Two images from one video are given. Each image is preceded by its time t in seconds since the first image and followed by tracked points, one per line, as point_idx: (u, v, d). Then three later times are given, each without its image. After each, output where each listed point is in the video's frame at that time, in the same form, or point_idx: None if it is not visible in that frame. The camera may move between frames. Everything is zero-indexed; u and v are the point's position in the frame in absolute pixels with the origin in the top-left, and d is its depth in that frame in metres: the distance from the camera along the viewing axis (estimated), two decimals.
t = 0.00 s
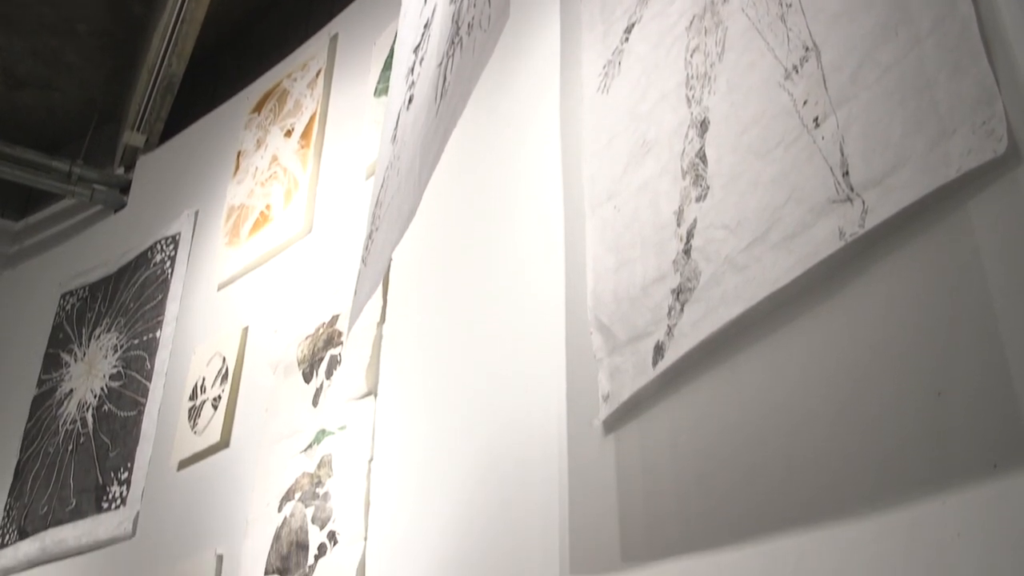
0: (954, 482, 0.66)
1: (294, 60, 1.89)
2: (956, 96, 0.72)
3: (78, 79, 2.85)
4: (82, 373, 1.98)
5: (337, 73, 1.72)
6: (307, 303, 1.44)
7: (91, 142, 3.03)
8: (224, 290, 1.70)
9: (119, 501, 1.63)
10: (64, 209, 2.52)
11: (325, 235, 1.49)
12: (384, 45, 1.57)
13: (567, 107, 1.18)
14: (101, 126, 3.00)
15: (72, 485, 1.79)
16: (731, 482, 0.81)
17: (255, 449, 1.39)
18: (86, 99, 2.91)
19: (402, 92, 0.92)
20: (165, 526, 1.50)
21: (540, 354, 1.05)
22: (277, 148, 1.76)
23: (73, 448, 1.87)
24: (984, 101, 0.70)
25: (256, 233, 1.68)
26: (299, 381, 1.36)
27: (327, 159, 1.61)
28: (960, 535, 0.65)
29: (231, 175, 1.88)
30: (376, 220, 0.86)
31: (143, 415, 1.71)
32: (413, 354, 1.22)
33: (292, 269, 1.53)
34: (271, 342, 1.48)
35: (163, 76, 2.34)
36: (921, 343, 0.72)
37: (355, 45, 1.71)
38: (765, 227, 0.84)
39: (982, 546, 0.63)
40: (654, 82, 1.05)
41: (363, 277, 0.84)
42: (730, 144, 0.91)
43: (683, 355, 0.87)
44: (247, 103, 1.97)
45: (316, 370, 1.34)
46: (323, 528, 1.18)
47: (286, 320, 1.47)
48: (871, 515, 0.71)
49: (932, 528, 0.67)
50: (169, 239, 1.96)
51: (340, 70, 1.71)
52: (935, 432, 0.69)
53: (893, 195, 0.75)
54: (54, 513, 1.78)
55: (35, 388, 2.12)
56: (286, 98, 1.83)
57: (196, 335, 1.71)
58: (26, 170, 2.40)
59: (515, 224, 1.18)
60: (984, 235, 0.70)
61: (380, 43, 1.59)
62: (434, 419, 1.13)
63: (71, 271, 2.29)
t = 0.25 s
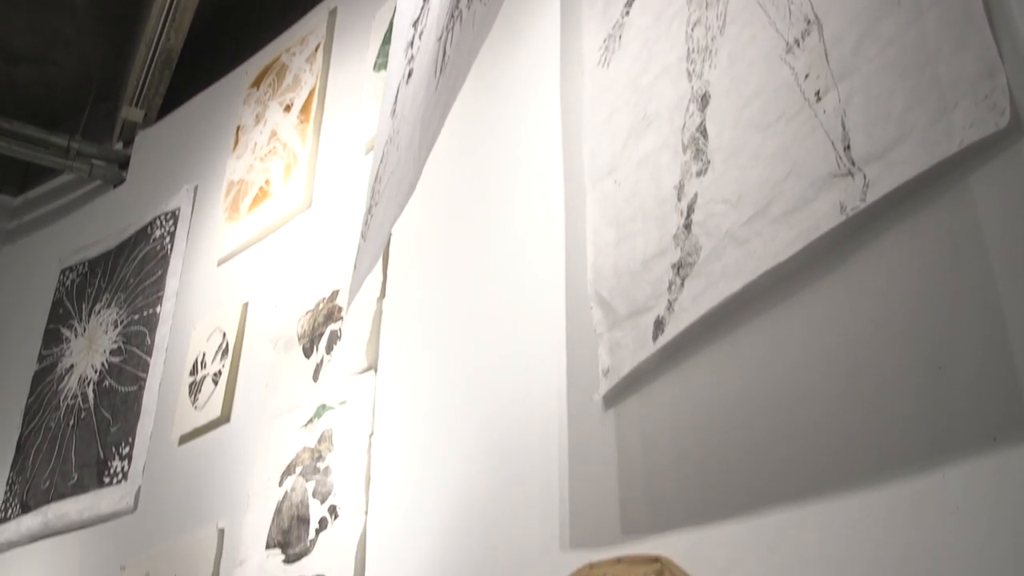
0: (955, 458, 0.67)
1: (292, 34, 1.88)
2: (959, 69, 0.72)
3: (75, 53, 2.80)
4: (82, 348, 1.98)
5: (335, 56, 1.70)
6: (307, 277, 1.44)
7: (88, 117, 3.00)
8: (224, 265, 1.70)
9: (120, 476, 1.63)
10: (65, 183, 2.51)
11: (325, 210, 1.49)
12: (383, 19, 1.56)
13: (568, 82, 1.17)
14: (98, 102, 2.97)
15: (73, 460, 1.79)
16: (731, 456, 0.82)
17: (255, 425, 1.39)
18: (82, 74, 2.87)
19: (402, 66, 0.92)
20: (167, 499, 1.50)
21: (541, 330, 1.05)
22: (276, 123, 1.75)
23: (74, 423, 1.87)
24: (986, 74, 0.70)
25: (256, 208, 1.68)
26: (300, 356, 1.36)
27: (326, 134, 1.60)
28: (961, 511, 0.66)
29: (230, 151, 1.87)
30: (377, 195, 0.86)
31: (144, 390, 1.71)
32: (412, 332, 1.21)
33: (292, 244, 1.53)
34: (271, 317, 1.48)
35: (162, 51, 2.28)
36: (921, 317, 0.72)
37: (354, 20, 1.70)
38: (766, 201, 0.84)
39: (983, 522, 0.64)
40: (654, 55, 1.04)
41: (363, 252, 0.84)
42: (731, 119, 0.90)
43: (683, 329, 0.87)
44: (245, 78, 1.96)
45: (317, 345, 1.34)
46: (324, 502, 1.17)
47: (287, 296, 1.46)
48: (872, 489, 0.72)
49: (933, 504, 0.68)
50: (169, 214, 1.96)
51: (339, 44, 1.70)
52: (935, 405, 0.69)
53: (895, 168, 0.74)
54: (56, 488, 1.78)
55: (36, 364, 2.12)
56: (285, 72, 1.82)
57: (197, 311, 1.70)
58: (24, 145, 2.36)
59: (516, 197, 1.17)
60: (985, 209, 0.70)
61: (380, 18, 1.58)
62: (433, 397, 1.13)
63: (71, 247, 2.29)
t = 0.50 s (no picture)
0: (955, 431, 0.68)
1: (291, 8, 1.87)
2: (962, 42, 0.71)
3: (72, 26, 2.77)
4: (83, 323, 1.98)
5: (335, 29, 1.69)
6: (307, 251, 1.44)
7: (86, 91, 2.95)
8: (224, 239, 1.69)
9: (122, 451, 1.63)
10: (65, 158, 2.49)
11: (325, 184, 1.48)
12: None
13: (569, 55, 1.17)
14: (97, 76, 2.93)
15: (75, 435, 1.79)
16: (730, 430, 0.82)
17: (255, 400, 1.38)
18: (81, 47, 2.83)
19: (401, 39, 0.91)
20: (169, 473, 1.51)
21: (541, 304, 1.05)
22: (275, 96, 1.75)
23: (75, 398, 1.87)
24: (989, 47, 0.70)
25: (255, 182, 1.68)
26: (300, 330, 1.36)
27: (326, 108, 1.60)
28: (960, 484, 0.66)
29: (229, 125, 1.87)
30: (377, 167, 0.86)
31: (144, 365, 1.71)
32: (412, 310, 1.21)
33: (292, 218, 1.53)
34: (272, 292, 1.47)
35: (159, 24, 2.22)
36: (921, 291, 0.72)
37: None
38: (767, 175, 0.83)
39: (983, 494, 0.65)
40: (654, 28, 1.03)
41: (363, 226, 0.84)
42: (732, 92, 0.90)
43: (685, 303, 0.87)
44: (243, 52, 1.96)
45: (317, 320, 1.33)
46: (325, 476, 1.17)
47: (287, 270, 1.46)
48: (871, 462, 0.72)
49: (932, 477, 0.68)
50: (169, 189, 1.95)
51: (338, 18, 1.69)
52: (935, 378, 0.70)
53: (896, 141, 0.74)
54: (58, 463, 1.78)
55: (37, 339, 2.12)
56: (283, 46, 1.81)
57: (196, 286, 1.70)
58: (22, 118, 2.33)
59: (517, 168, 1.17)
60: (987, 184, 0.70)
61: None
62: (433, 374, 1.13)
63: (71, 223, 2.28)
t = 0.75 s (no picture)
0: (954, 407, 0.68)
1: None
2: (965, 16, 0.71)
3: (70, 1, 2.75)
4: (83, 300, 1.98)
5: (334, 10, 1.68)
6: (307, 228, 1.44)
7: (84, 66, 2.94)
8: (223, 216, 1.69)
9: (122, 429, 1.63)
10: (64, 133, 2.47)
11: (324, 161, 1.48)
12: None
13: (569, 30, 1.16)
14: (95, 52, 2.92)
15: (75, 413, 1.79)
16: (730, 406, 0.82)
17: (255, 379, 1.38)
18: (78, 23, 2.81)
19: (400, 14, 0.91)
20: (170, 450, 1.51)
21: (541, 281, 1.04)
22: (274, 73, 1.74)
23: (75, 376, 1.87)
24: (992, 21, 0.69)
25: (254, 159, 1.67)
26: (300, 308, 1.36)
27: (325, 85, 1.59)
28: (960, 459, 0.67)
29: (228, 102, 1.86)
30: (376, 143, 0.86)
31: (144, 343, 1.71)
32: (412, 290, 1.21)
33: (292, 195, 1.52)
34: (272, 270, 1.47)
35: None
36: (922, 266, 0.72)
37: None
38: (768, 151, 0.83)
39: (982, 469, 0.65)
40: (655, 3, 1.03)
41: (363, 202, 0.84)
42: (732, 68, 0.89)
43: (686, 278, 0.87)
44: (242, 29, 1.95)
45: (317, 297, 1.33)
46: (326, 454, 1.18)
47: (287, 248, 1.46)
48: (870, 438, 0.72)
49: (931, 452, 0.68)
50: (167, 166, 1.95)
51: None
52: (936, 353, 0.70)
53: (898, 117, 0.74)
54: (59, 441, 1.78)
55: (36, 317, 2.11)
56: (282, 22, 1.80)
57: (196, 264, 1.70)
58: (20, 95, 2.32)
59: (518, 144, 1.16)
60: (989, 160, 0.70)
61: None
62: (432, 354, 1.13)
63: (70, 201, 2.28)
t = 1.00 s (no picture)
0: (952, 388, 0.68)
1: None
2: None
3: None
4: (83, 282, 1.98)
5: None
6: (307, 209, 1.44)
7: (82, 46, 2.93)
8: (223, 198, 1.69)
9: (122, 411, 1.63)
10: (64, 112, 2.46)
11: (324, 142, 1.48)
12: None
13: (570, 10, 1.16)
14: (93, 31, 2.90)
15: (76, 394, 1.80)
16: (729, 387, 0.82)
17: (255, 360, 1.38)
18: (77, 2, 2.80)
19: None
20: (170, 431, 1.51)
21: (541, 263, 1.04)
22: (273, 53, 1.74)
23: (76, 357, 1.88)
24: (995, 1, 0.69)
25: (254, 141, 1.67)
26: (300, 289, 1.36)
27: (324, 66, 1.59)
28: (957, 440, 0.67)
29: (227, 83, 1.86)
30: (376, 124, 0.86)
31: (144, 324, 1.71)
32: (411, 275, 1.21)
33: (291, 176, 1.52)
34: (272, 251, 1.47)
35: None
36: (923, 246, 0.72)
37: None
38: (768, 132, 0.83)
39: (979, 450, 0.65)
40: None
41: (363, 183, 0.84)
42: (733, 48, 0.89)
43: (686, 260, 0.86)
44: (241, 9, 1.94)
45: (317, 279, 1.33)
46: (326, 435, 1.18)
47: (287, 229, 1.46)
48: (869, 418, 0.72)
49: (929, 432, 0.69)
50: (167, 147, 1.95)
51: None
52: (936, 334, 0.70)
53: (899, 97, 0.73)
54: (60, 422, 1.79)
55: (36, 298, 2.11)
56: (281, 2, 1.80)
57: (196, 245, 1.70)
58: (19, 76, 2.31)
59: (518, 125, 1.16)
60: (991, 140, 0.70)
61: None
62: (431, 338, 1.13)
63: (69, 182, 2.28)
